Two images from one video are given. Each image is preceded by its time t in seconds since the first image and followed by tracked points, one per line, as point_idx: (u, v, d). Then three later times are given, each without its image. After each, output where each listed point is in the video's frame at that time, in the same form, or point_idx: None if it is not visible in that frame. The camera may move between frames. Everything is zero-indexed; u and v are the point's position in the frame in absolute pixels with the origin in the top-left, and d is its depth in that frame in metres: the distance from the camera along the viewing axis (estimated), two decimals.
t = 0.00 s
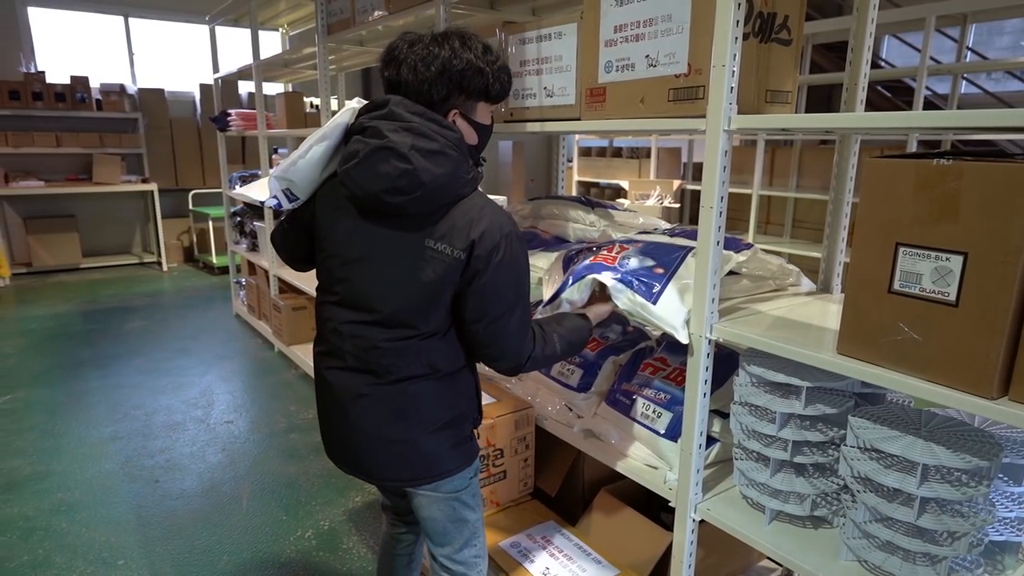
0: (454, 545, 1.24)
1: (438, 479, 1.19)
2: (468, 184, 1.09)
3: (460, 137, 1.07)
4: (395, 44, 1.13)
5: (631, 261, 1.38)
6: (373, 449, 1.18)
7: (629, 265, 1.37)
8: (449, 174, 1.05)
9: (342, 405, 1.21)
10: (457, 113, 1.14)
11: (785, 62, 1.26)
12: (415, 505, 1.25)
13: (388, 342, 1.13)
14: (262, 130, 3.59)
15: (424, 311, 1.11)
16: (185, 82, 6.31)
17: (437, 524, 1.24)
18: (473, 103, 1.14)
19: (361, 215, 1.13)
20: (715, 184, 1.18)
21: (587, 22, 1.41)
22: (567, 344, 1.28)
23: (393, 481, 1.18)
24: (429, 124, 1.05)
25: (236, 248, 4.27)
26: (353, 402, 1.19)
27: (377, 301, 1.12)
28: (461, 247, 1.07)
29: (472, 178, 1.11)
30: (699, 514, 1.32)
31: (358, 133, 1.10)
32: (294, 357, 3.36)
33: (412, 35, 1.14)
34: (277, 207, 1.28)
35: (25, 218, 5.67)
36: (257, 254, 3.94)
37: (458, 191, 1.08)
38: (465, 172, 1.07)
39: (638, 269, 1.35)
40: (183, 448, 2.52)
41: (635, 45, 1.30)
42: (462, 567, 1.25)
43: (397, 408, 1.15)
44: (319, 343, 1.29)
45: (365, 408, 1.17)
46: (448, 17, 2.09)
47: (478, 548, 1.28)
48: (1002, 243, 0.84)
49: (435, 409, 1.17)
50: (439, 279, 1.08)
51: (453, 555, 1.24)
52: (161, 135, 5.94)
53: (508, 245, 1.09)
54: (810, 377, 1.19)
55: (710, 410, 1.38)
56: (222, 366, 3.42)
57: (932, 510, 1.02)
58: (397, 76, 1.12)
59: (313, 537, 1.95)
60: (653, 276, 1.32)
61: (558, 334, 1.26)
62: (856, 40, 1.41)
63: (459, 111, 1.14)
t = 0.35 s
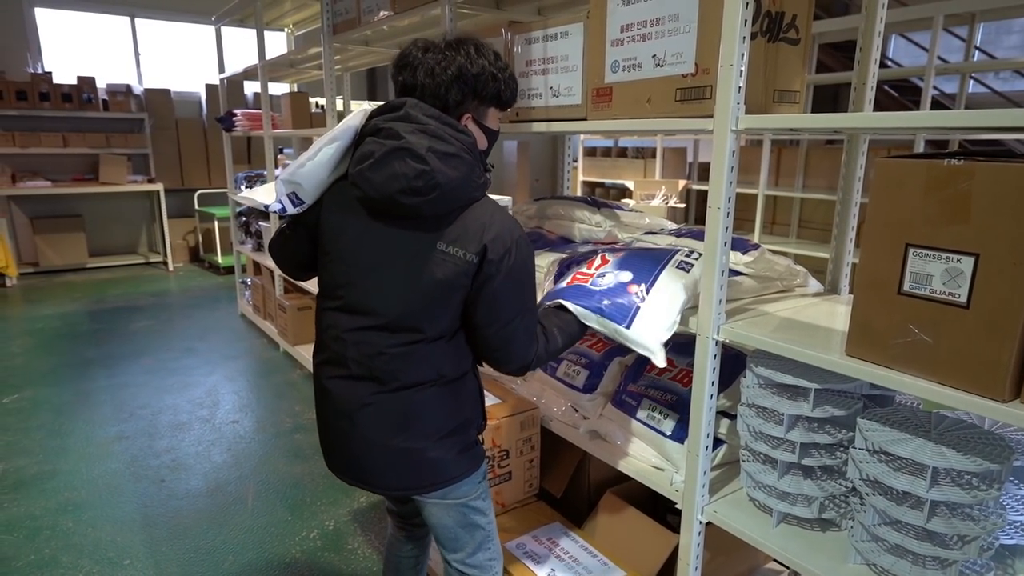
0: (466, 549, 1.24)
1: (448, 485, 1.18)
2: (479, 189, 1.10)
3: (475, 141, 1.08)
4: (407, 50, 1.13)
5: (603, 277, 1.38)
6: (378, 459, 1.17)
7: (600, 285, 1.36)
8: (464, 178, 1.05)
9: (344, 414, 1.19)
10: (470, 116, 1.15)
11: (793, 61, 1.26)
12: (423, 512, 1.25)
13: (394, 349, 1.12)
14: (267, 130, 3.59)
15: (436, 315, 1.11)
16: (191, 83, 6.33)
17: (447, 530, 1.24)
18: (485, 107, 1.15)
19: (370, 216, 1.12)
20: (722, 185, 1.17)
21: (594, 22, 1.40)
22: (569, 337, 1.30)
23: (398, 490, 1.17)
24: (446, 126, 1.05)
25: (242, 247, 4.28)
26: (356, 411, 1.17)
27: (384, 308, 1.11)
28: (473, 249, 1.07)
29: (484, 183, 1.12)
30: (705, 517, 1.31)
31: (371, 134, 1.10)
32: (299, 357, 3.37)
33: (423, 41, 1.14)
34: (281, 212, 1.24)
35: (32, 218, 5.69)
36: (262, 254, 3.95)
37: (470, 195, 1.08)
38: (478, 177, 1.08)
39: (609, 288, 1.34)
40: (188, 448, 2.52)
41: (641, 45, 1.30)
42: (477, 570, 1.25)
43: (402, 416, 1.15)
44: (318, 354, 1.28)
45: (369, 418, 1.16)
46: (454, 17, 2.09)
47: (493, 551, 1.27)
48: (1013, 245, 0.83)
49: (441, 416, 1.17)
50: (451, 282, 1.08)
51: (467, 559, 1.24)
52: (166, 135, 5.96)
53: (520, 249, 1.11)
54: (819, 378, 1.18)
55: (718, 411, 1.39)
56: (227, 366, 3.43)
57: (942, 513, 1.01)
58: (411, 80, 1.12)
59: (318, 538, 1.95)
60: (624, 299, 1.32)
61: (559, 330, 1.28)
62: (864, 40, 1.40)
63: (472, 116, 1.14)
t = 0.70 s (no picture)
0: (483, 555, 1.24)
1: (459, 492, 1.17)
2: (474, 215, 1.08)
3: (473, 168, 1.06)
4: (415, 70, 1.12)
5: (583, 281, 1.27)
6: (386, 470, 1.16)
7: (578, 289, 1.25)
8: (457, 203, 1.04)
9: (350, 427, 1.19)
10: (478, 136, 1.13)
11: (805, 59, 1.24)
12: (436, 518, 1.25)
13: (393, 369, 1.11)
14: (273, 130, 3.59)
15: (427, 337, 1.09)
16: (197, 82, 6.34)
17: (462, 535, 1.23)
18: (493, 127, 1.13)
19: (367, 234, 1.13)
20: (733, 186, 1.16)
21: (602, 20, 1.39)
22: (554, 354, 1.22)
23: (409, 498, 1.16)
24: (442, 152, 1.04)
25: (247, 247, 4.28)
26: (361, 426, 1.16)
27: (378, 327, 1.11)
28: (461, 274, 1.05)
29: (481, 208, 1.10)
30: (714, 520, 1.29)
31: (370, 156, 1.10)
32: (304, 356, 3.37)
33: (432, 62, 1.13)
34: (289, 223, 1.27)
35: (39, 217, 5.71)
36: (267, 254, 3.95)
37: (464, 220, 1.07)
38: (473, 203, 1.06)
39: (588, 293, 1.23)
40: (194, 447, 2.52)
41: (651, 43, 1.28)
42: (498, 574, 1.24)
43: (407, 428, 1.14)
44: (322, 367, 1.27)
45: (373, 432, 1.15)
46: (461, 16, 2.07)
47: (513, 555, 1.25)
48: None
49: (446, 429, 1.15)
50: (438, 307, 1.06)
51: (486, 565, 1.24)
52: (172, 134, 5.97)
53: (511, 277, 1.06)
54: (831, 381, 1.16)
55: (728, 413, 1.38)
56: (232, 365, 3.42)
57: (958, 518, 0.99)
58: (418, 100, 1.11)
59: (323, 538, 1.95)
60: (604, 303, 1.21)
61: (544, 349, 1.21)
62: (877, 38, 1.38)
63: (480, 136, 1.13)
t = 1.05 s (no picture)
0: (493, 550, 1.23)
1: (473, 484, 1.17)
2: (463, 193, 1.06)
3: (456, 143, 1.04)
4: (398, 57, 1.10)
5: (577, 223, 1.12)
6: (400, 459, 1.17)
7: (571, 237, 1.10)
8: (443, 181, 1.02)
9: (366, 414, 1.20)
10: (474, 111, 1.10)
11: (813, 59, 1.24)
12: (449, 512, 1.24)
13: (399, 354, 1.12)
14: (279, 129, 3.60)
15: (426, 320, 1.09)
16: (203, 83, 6.36)
17: (473, 529, 1.23)
18: (486, 101, 1.11)
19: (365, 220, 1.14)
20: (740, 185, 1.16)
21: (609, 20, 1.39)
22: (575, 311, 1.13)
23: (423, 489, 1.17)
24: (423, 130, 1.03)
25: (253, 246, 4.29)
26: (376, 413, 1.18)
27: (381, 311, 1.13)
28: (450, 255, 1.03)
29: (471, 186, 1.07)
30: (721, 521, 1.29)
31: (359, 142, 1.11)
32: (310, 355, 3.37)
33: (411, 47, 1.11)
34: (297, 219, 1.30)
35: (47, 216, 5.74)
36: (273, 253, 3.95)
37: (453, 200, 1.05)
38: (459, 179, 1.04)
39: (583, 241, 1.08)
40: (200, 446, 2.53)
41: (658, 42, 1.28)
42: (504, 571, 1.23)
43: (419, 417, 1.14)
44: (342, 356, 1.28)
45: (386, 420, 1.16)
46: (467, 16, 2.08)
47: (520, 554, 1.24)
48: None
49: (462, 417, 1.15)
50: (429, 287, 1.06)
51: (495, 561, 1.23)
52: (179, 134, 5.99)
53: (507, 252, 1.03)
54: (838, 381, 1.16)
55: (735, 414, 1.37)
56: (238, 364, 3.43)
57: (967, 519, 0.98)
58: (406, 83, 1.07)
59: (329, 537, 1.95)
60: (604, 248, 1.06)
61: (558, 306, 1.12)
62: (885, 37, 1.38)
63: (476, 110, 1.10)
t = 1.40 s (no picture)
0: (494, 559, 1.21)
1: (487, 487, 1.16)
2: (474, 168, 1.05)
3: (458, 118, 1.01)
4: (382, 55, 1.06)
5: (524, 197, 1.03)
6: (420, 451, 1.16)
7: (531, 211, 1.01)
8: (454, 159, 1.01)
9: (389, 402, 1.20)
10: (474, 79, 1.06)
11: (820, 71, 1.24)
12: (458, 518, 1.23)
13: (428, 333, 1.12)
14: (286, 139, 3.62)
15: (456, 300, 1.09)
16: (211, 93, 6.41)
17: (477, 536, 1.20)
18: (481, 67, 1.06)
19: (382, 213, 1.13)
20: (747, 197, 1.15)
21: (615, 33, 1.39)
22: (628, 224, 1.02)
23: (437, 487, 1.16)
24: (422, 110, 1.00)
25: (259, 256, 4.30)
26: (400, 400, 1.17)
27: (410, 296, 1.12)
28: (475, 230, 1.05)
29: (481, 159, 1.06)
30: (729, 535, 1.28)
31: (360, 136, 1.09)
32: (315, 365, 3.37)
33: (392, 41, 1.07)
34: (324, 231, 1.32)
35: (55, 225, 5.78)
36: (279, 262, 3.96)
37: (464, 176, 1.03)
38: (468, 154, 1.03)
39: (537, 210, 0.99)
40: (205, 456, 2.53)
41: (665, 55, 1.28)
42: None
43: (443, 405, 1.13)
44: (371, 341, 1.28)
45: (408, 409, 1.16)
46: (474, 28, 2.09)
47: (517, 566, 1.23)
48: None
49: (488, 410, 1.14)
50: (459, 266, 1.06)
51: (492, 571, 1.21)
52: (186, 144, 6.03)
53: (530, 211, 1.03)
54: (848, 395, 1.15)
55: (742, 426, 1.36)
56: (244, 373, 3.44)
57: (980, 536, 0.97)
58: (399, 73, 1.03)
59: (334, 549, 1.94)
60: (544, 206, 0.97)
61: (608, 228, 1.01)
62: (892, 50, 1.38)
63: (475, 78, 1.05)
